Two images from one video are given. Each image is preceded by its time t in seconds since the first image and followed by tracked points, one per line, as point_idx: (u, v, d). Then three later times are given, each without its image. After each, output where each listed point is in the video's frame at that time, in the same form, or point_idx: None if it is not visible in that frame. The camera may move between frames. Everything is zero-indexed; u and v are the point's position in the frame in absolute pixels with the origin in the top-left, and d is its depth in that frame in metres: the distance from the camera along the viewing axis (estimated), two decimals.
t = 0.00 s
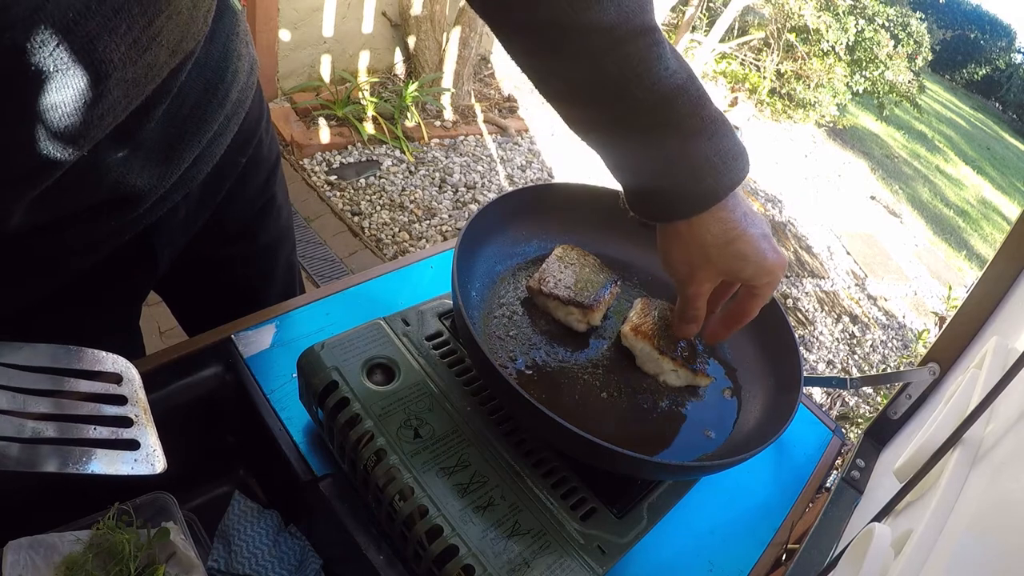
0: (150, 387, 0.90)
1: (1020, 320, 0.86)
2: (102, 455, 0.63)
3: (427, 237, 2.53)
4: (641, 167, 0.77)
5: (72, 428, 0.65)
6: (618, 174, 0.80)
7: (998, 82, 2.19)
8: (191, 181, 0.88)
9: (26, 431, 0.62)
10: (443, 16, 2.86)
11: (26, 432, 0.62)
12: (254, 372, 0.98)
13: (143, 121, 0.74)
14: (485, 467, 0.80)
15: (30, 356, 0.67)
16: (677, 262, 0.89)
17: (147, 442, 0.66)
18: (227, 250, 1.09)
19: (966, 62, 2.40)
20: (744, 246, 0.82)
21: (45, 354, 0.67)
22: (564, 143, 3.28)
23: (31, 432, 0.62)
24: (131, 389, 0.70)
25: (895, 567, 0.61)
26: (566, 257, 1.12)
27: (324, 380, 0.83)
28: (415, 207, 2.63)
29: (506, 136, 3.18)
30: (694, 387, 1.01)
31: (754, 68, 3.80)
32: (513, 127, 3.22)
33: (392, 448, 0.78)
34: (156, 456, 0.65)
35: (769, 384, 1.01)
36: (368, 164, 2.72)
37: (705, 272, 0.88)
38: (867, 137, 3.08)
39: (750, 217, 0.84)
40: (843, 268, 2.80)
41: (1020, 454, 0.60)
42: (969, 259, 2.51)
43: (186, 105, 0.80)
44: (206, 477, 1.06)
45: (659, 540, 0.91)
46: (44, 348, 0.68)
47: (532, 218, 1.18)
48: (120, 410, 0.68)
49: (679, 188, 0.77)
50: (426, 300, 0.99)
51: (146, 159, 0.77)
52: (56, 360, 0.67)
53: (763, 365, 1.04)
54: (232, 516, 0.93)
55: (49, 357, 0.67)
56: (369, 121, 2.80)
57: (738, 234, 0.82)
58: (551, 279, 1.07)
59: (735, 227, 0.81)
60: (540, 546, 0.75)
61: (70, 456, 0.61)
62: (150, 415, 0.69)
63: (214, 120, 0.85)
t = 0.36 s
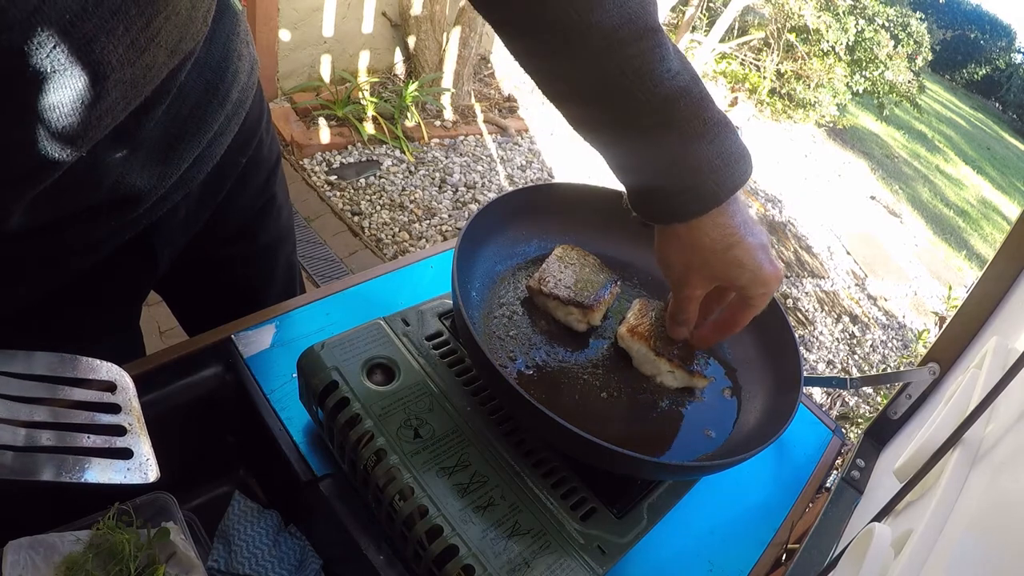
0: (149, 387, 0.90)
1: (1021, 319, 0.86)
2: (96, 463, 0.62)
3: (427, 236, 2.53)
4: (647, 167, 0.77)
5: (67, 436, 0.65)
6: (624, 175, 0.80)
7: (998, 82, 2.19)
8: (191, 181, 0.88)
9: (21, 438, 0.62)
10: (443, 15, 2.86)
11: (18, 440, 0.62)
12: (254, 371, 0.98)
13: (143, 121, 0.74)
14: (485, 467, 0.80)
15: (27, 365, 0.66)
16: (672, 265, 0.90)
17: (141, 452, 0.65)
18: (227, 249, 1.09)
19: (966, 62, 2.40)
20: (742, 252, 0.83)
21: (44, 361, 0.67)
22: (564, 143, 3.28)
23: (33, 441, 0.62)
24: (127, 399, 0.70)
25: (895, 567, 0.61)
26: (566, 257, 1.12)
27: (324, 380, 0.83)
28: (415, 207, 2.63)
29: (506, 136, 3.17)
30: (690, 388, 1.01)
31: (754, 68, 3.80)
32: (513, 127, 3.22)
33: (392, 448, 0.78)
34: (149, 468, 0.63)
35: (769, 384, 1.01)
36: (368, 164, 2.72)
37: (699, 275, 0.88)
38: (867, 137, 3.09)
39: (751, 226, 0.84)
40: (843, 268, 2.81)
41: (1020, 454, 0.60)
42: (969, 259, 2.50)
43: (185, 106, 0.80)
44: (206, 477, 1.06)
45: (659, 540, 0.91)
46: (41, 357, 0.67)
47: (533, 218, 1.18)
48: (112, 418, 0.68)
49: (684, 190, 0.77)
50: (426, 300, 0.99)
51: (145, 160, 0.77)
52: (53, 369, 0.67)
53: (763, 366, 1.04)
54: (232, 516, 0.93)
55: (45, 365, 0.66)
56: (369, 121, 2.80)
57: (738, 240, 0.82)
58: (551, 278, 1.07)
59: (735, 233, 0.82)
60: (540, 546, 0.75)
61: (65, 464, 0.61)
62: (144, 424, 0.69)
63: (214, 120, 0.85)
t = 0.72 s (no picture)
0: (150, 386, 0.90)
1: (1021, 319, 0.86)
2: (97, 465, 0.61)
3: (427, 236, 2.53)
4: (611, 153, 0.76)
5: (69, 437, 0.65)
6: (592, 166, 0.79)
7: (998, 82, 2.19)
8: (191, 181, 0.88)
9: (22, 440, 0.62)
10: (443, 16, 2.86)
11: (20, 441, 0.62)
12: (254, 371, 0.98)
13: (144, 121, 0.74)
14: (485, 467, 0.80)
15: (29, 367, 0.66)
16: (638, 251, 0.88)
17: (142, 453, 0.66)
18: (227, 249, 1.09)
19: (966, 62, 2.40)
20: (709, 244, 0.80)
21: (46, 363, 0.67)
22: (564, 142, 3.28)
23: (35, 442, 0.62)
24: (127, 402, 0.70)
25: (895, 567, 0.61)
26: (566, 257, 1.12)
27: (324, 380, 0.83)
28: (415, 207, 2.63)
29: (506, 136, 3.17)
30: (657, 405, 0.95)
31: (754, 67, 3.80)
32: (513, 127, 3.22)
33: (392, 448, 0.78)
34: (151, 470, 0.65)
35: (768, 384, 1.01)
36: (368, 163, 2.72)
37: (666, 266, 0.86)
38: (867, 137, 3.09)
39: (734, 220, 0.82)
40: (843, 268, 2.80)
41: (1020, 453, 0.60)
42: (969, 259, 2.51)
43: (185, 105, 0.80)
44: (206, 477, 1.06)
45: (659, 540, 0.91)
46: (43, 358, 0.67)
47: (533, 218, 1.18)
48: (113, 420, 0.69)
49: (651, 180, 0.77)
50: (426, 300, 0.99)
51: (145, 159, 0.77)
52: (53, 370, 0.66)
53: (763, 366, 1.04)
54: (232, 516, 0.93)
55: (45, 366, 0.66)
56: (369, 121, 2.80)
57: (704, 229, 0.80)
58: (551, 278, 1.07)
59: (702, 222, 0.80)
60: (540, 546, 0.75)
61: (66, 465, 0.61)
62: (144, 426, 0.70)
63: (215, 120, 0.85)
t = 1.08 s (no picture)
0: (150, 386, 0.90)
1: (1021, 319, 0.86)
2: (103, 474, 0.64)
3: (427, 236, 2.53)
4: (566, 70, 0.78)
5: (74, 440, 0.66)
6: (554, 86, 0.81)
7: (998, 82, 2.20)
8: (192, 180, 0.88)
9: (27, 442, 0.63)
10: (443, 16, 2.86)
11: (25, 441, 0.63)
12: (254, 371, 0.98)
13: (145, 120, 0.74)
14: (485, 467, 0.80)
15: (34, 362, 0.66)
16: (616, 161, 0.92)
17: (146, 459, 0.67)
18: (227, 249, 1.09)
19: (966, 62, 2.40)
20: (681, 135, 0.85)
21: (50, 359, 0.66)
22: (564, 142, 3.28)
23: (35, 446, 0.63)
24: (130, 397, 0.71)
25: (895, 567, 0.61)
26: (566, 257, 1.12)
27: (324, 380, 0.83)
28: (415, 207, 2.63)
29: (506, 136, 3.17)
30: (656, 407, 0.96)
31: (754, 67, 3.80)
32: (513, 127, 3.22)
33: (392, 448, 0.78)
34: (153, 471, 0.66)
35: (768, 384, 1.01)
36: (368, 163, 2.72)
37: (648, 173, 0.91)
38: (868, 137, 3.11)
39: (704, 113, 0.86)
40: (843, 268, 2.80)
41: (1020, 453, 0.60)
42: (969, 259, 2.51)
43: (186, 106, 0.80)
44: (207, 476, 1.06)
45: (659, 540, 0.91)
46: (48, 354, 0.67)
47: (533, 218, 1.18)
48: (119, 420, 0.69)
49: (613, 86, 0.78)
50: (426, 300, 0.99)
51: (145, 158, 0.77)
52: (58, 366, 0.66)
53: (763, 366, 1.04)
54: (232, 516, 0.93)
55: (49, 363, 0.66)
56: (369, 121, 2.80)
57: (673, 122, 0.83)
58: (551, 278, 1.07)
59: (671, 115, 0.83)
60: (540, 546, 0.75)
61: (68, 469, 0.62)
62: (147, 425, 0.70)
63: (215, 119, 0.85)
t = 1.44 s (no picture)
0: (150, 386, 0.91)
1: (1021, 319, 0.86)
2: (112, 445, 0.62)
3: (427, 237, 2.53)
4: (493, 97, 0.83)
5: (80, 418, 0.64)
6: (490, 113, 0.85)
7: (998, 83, 2.20)
8: (193, 178, 0.87)
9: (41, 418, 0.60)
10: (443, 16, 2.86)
11: (40, 420, 0.60)
12: (254, 371, 0.98)
13: (148, 117, 0.74)
14: (485, 467, 0.80)
15: (43, 342, 0.65)
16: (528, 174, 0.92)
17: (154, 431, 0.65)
18: (228, 248, 1.09)
19: (966, 62, 2.40)
20: (592, 171, 0.87)
21: (59, 338, 0.65)
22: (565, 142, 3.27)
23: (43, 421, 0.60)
24: (143, 372, 0.68)
25: (895, 567, 0.61)
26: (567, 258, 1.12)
27: (324, 380, 0.83)
28: (415, 207, 2.63)
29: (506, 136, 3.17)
30: (655, 407, 0.96)
31: (754, 68, 3.79)
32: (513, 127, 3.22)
33: (392, 448, 0.78)
34: (166, 446, 0.65)
35: (768, 384, 1.01)
36: (368, 164, 2.72)
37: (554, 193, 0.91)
38: (867, 136, 3.09)
39: (615, 148, 0.89)
40: (843, 268, 2.79)
41: (1020, 453, 0.60)
42: (969, 259, 2.51)
43: (186, 104, 0.80)
44: (207, 476, 1.06)
45: (659, 540, 0.91)
46: (57, 334, 0.65)
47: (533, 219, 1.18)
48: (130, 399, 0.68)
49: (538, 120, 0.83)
50: (426, 300, 0.99)
51: (147, 154, 0.77)
52: (67, 347, 0.66)
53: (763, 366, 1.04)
54: (233, 516, 0.93)
55: (60, 343, 0.65)
56: (369, 121, 2.80)
57: (585, 157, 0.86)
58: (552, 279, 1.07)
59: (585, 150, 0.86)
60: (540, 546, 0.75)
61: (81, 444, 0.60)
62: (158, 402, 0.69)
63: (217, 116, 0.85)
